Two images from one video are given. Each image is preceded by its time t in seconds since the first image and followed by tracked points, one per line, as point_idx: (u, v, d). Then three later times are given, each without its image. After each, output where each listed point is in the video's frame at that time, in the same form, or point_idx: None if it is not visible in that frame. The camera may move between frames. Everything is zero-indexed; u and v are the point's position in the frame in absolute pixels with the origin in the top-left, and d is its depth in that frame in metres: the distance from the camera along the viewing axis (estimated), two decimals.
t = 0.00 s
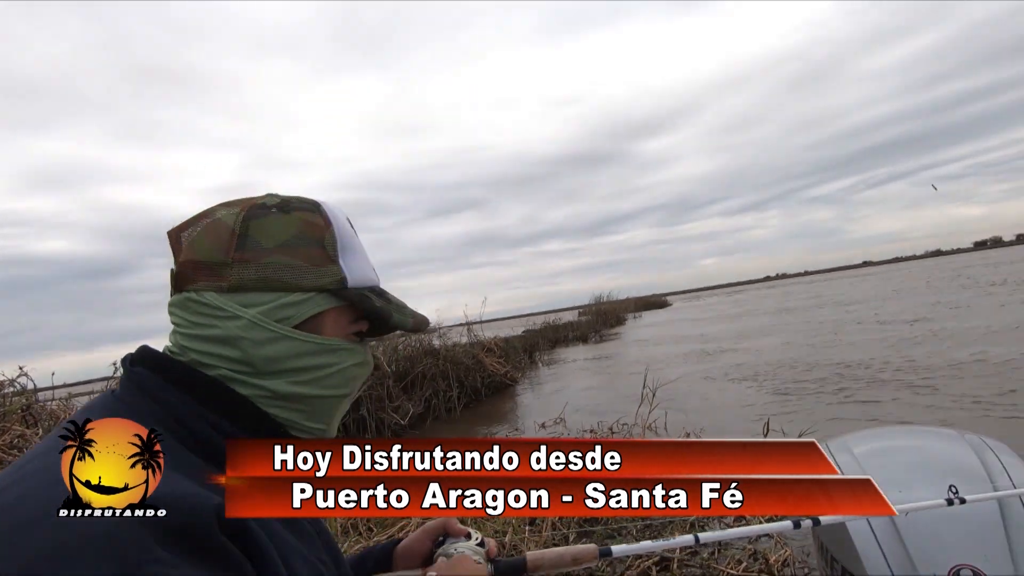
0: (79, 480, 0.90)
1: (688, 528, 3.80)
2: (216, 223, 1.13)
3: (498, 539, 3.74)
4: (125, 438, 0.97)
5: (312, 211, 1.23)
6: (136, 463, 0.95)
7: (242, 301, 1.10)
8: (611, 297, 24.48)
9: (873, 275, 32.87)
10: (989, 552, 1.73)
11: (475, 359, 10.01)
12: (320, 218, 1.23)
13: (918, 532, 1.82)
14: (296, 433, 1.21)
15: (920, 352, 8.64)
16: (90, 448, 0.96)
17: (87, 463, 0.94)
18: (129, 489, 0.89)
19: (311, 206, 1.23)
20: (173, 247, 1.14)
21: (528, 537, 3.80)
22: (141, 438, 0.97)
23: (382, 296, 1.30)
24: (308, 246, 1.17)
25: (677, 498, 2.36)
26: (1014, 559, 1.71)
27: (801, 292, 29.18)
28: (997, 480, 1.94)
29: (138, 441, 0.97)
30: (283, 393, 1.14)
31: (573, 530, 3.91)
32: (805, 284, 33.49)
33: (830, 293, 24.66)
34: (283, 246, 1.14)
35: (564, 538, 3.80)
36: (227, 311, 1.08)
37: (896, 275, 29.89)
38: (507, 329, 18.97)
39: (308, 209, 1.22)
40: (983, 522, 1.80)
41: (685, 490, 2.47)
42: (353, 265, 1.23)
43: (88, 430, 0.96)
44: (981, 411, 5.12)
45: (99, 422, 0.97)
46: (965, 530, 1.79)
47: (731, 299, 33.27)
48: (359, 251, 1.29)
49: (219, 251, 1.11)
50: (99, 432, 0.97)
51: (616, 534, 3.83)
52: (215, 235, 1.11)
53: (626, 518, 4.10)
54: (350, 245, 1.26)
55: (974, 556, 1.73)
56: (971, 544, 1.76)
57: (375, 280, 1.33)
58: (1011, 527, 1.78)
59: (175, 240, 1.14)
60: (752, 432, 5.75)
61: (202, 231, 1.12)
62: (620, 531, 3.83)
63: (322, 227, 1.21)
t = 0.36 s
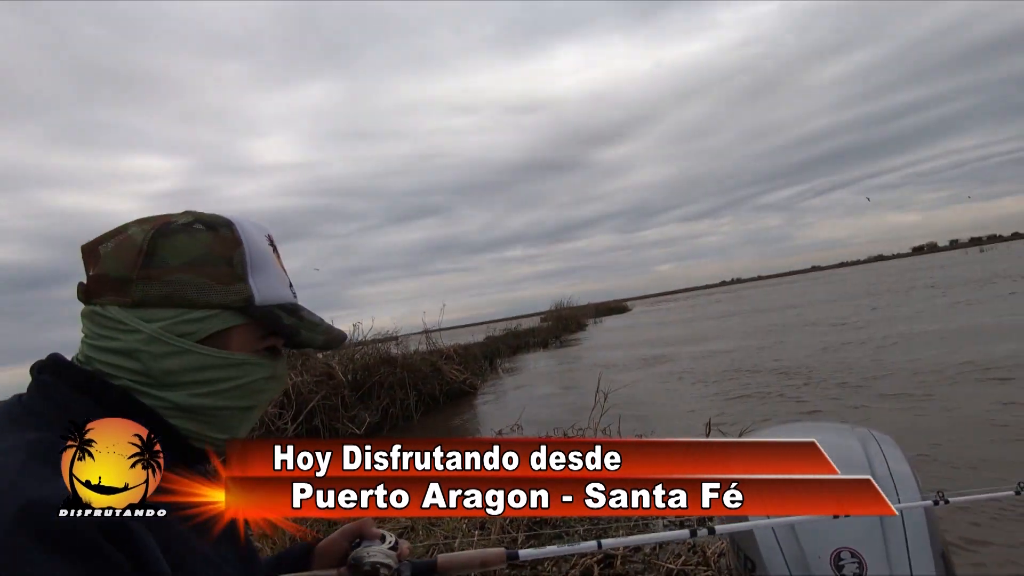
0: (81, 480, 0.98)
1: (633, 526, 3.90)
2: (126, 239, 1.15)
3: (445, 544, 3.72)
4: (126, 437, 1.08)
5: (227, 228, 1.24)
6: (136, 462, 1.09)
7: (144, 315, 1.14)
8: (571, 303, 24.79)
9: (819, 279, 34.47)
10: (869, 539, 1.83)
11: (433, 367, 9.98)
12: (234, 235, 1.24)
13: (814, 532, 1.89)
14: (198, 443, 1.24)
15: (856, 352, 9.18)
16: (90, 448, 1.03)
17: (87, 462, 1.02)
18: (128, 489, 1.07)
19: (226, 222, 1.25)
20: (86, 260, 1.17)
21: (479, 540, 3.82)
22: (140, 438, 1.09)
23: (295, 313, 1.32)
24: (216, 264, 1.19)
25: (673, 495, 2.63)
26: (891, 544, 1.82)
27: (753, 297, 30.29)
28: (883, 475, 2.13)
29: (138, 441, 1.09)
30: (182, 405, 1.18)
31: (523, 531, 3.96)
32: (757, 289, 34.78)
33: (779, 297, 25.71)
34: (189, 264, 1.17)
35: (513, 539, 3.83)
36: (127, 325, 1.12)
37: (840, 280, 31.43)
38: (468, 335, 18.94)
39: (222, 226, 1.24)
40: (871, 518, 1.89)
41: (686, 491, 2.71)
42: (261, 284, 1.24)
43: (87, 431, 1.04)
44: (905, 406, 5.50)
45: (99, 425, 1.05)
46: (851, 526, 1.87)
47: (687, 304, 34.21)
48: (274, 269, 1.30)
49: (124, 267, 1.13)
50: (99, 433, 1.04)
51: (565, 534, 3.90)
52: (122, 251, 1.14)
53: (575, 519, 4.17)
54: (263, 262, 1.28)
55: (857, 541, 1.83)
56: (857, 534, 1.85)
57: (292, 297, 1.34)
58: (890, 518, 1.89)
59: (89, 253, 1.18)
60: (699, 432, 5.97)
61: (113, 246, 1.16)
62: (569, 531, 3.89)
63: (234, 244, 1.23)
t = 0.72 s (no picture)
0: (79, 480, 1.11)
1: (582, 527, 3.98)
2: (49, 255, 1.13)
3: (398, 553, 3.69)
4: (126, 439, 1.18)
5: (155, 243, 1.22)
6: (136, 462, 1.19)
7: (67, 331, 1.12)
8: (529, 309, 24.99)
9: (765, 284, 36.01)
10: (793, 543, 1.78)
11: (389, 376, 9.85)
12: (162, 250, 1.21)
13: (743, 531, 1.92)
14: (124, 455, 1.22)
15: (796, 353, 9.67)
16: (90, 448, 1.13)
17: (88, 463, 1.12)
18: (129, 488, 1.19)
19: (154, 236, 1.22)
20: (11, 275, 1.15)
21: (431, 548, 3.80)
22: (140, 439, 1.19)
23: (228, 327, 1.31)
24: (144, 280, 1.17)
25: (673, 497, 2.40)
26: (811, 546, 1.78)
27: (704, 301, 31.32)
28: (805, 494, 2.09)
29: (138, 441, 1.19)
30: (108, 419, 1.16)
31: (476, 536, 3.98)
32: (708, 294, 35.98)
33: (728, 301, 26.69)
34: (117, 279, 1.15)
35: (466, 547, 3.84)
36: (50, 341, 1.11)
37: (784, 284, 32.92)
38: (425, 344, 18.74)
39: (151, 241, 1.21)
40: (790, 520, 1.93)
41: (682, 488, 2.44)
42: (193, 299, 1.23)
43: (88, 432, 1.13)
44: (837, 403, 5.85)
45: (97, 427, 1.14)
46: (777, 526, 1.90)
47: (641, 309, 35.00)
48: (207, 284, 1.29)
49: (47, 284, 1.11)
50: (99, 434, 1.14)
51: (517, 538, 3.94)
52: (46, 268, 1.11)
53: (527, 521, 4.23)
54: (195, 276, 1.27)
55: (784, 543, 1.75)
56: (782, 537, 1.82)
57: (225, 311, 1.34)
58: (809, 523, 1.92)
59: (14, 269, 1.15)
60: (650, 433, 6.15)
61: (37, 264, 1.13)
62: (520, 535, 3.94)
63: (161, 259, 1.21)
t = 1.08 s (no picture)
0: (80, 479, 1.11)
1: (535, 527, 3.99)
2: None
3: (348, 562, 3.62)
4: (126, 439, 1.16)
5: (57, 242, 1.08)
6: (136, 461, 1.19)
7: None
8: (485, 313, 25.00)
9: (713, 285, 37.33)
10: (720, 512, 1.58)
11: (341, 383, 9.59)
12: (66, 248, 1.07)
13: (675, 511, 1.61)
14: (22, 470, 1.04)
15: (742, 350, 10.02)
16: (91, 448, 1.09)
17: (89, 464, 1.10)
18: (128, 488, 1.19)
19: (58, 235, 1.09)
20: None
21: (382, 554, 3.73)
22: (139, 439, 1.18)
23: (142, 331, 1.17)
24: (44, 280, 1.03)
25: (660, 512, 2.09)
26: (739, 520, 1.57)
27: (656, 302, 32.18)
28: (730, 451, 1.73)
29: (138, 441, 1.18)
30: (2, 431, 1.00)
31: (429, 544, 3.93)
32: (660, 295, 36.98)
33: (678, 302, 27.53)
34: (11, 280, 1.01)
35: (418, 554, 3.79)
36: None
37: (731, 285, 34.24)
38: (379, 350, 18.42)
39: (53, 239, 1.07)
40: (719, 491, 1.62)
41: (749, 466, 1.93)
42: (100, 300, 1.09)
43: (87, 431, 1.09)
44: (782, 397, 6.08)
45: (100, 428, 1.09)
46: (708, 503, 1.60)
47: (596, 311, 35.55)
48: (122, 283, 1.15)
49: None
50: (98, 432, 1.10)
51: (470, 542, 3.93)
52: None
53: (481, 523, 4.23)
54: (106, 275, 1.12)
55: (710, 515, 1.58)
56: (710, 511, 1.58)
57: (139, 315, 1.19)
58: (737, 487, 1.63)
59: None
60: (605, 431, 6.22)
61: None
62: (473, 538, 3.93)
63: (64, 259, 1.06)
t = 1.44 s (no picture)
0: (83, 479, 1.32)
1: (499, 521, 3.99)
2: None
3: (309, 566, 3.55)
4: (123, 440, 1.35)
5: None
6: (135, 461, 1.37)
7: None
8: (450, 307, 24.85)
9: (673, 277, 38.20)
10: (674, 497, 1.62)
11: (301, 381, 9.35)
12: None
13: (631, 498, 1.64)
14: None
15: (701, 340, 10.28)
16: (91, 448, 1.31)
17: (89, 464, 1.31)
18: (128, 488, 1.37)
19: None
20: None
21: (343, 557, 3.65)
22: (136, 441, 1.37)
23: (63, 337, 1.07)
24: None
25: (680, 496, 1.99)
26: (693, 504, 1.61)
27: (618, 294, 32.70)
28: (684, 437, 1.77)
29: (135, 443, 1.37)
30: None
31: (391, 544, 3.87)
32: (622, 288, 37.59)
33: (639, 293, 28.06)
34: None
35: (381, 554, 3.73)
36: None
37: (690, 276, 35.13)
38: (341, 347, 18.06)
39: None
40: (673, 476, 1.65)
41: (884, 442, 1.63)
42: (10, 305, 0.98)
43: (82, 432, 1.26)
44: (739, 386, 6.27)
45: (97, 428, 1.31)
46: (662, 488, 1.64)
47: (560, 304, 35.84)
48: (39, 282, 1.05)
49: None
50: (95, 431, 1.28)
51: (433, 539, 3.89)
52: None
53: (445, 521, 4.21)
54: (19, 276, 1.01)
55: (665, 500, 1.61)
56: (665, 496, 1.62)
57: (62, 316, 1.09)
58: (690, 471, 1.67)
59: None
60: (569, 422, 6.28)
61: None
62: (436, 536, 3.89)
63: None
